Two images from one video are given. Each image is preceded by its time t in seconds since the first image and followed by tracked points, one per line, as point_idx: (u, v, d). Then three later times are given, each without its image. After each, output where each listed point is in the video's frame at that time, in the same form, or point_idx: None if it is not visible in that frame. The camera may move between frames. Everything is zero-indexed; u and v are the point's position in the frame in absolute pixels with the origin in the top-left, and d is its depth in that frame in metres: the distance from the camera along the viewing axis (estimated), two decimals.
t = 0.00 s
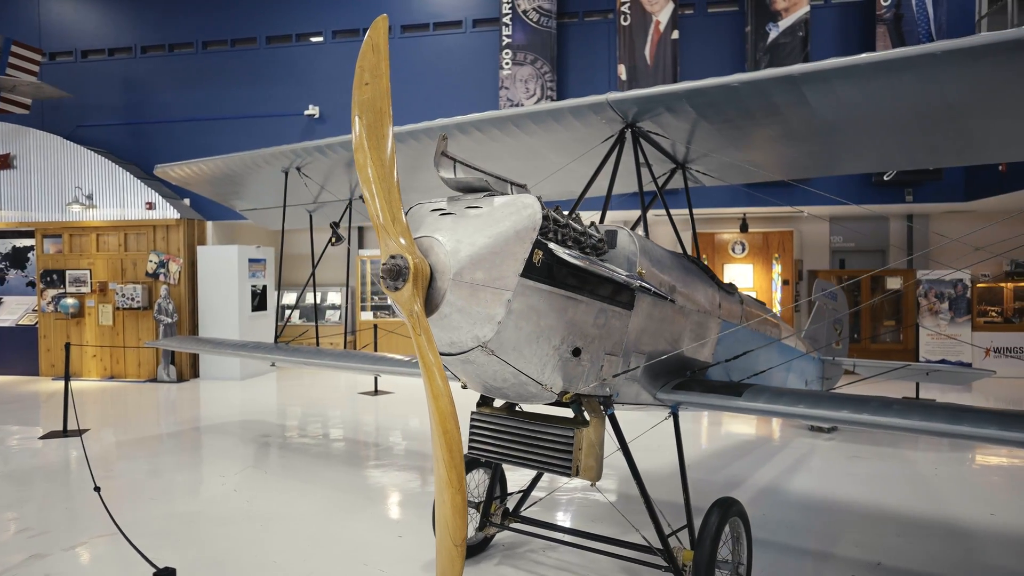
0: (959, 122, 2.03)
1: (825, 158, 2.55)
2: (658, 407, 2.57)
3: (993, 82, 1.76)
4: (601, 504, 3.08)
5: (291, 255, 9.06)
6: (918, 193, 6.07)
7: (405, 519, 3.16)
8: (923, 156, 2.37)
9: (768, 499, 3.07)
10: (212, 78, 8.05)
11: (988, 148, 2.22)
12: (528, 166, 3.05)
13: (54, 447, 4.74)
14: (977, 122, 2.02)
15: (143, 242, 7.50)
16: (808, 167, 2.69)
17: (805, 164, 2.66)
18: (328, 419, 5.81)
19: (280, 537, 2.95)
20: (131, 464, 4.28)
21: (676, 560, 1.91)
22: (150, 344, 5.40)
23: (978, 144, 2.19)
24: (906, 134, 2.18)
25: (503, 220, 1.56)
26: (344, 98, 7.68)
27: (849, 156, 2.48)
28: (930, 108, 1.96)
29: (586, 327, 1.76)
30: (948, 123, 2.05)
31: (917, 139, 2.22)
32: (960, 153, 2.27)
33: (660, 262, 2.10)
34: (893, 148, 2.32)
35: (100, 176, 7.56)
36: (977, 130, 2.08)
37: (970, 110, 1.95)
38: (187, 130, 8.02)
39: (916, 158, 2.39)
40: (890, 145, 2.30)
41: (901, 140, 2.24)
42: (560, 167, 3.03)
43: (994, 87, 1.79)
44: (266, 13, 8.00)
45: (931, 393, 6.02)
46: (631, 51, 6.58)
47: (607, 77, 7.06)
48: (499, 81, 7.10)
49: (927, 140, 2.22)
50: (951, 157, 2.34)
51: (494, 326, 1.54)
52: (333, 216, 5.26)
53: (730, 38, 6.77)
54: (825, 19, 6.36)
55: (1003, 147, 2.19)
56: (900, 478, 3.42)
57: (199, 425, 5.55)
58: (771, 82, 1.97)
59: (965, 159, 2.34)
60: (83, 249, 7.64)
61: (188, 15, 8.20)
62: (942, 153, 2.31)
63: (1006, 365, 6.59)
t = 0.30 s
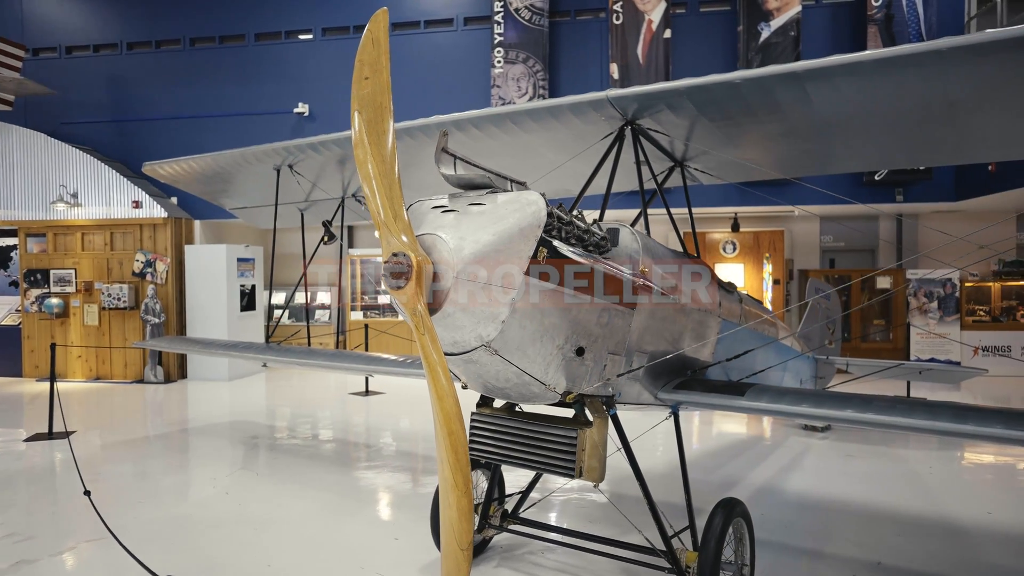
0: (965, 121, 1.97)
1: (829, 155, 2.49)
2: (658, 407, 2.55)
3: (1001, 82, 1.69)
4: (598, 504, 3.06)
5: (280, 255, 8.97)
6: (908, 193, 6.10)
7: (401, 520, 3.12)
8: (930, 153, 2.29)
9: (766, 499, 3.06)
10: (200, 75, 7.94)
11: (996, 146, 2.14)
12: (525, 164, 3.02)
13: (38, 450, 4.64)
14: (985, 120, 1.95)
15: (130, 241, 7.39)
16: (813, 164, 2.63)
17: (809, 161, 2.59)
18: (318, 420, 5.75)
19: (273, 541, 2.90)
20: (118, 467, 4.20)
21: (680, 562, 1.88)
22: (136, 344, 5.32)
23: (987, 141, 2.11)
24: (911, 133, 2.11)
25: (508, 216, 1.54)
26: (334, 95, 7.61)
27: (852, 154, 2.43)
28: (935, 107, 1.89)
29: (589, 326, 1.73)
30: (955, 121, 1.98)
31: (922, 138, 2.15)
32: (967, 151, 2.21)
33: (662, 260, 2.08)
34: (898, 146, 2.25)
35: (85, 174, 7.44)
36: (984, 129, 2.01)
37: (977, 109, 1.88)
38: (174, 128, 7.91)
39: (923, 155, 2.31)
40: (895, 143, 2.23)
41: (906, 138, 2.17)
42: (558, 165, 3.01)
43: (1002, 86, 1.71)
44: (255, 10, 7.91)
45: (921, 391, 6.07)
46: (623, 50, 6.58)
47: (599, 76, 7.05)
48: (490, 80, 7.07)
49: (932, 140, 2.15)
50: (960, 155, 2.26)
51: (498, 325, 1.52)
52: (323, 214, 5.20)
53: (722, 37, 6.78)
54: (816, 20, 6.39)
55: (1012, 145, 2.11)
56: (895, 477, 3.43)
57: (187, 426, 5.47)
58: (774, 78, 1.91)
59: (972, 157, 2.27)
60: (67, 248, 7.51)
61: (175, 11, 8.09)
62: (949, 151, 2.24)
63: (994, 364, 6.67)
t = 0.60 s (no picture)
0: (963, 120, 1.96)
1: (825, 156, 2.48)
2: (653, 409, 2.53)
3: (1002, 81, 1.69)
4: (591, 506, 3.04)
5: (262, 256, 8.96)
6: (893, 194, 6.16)
7: (392, 524, 3.08)
8: (926, 153, 2.29)
9: (759, 500, 3.06)
10: (182, 72, 7.81)
11: (991, 146, 2.15)
12: (519, 163, 2.99)
13: (15, 454, 4.52)
14: (983, 120, 1.94)
15: (110, 240, 7.24)
16: (809, 164, 2.62)
17: (804, 162, 2.59)
18: (302, 421, 5.68)
19: (262, 547, 2.84)
20: (98, 472, 4.10)
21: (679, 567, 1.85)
22: (117, 346, 5.20)
23: (983, 141, 2.12)
24: (908, 133, 2.11)
25: (509, 216, 1.51)
26: (319, 93, 7.52)
27: (847, 156, 2.42)
28: (934, 107, 1.89)
29: (589, 328, 1.70)
30: (952, 121, 1.97)
31: (918, 138, 2.15)
32: (960, 151, 2.21)
33: (660, 260, 2.06)
34: (895, 146, 2.25)
35: (64, 172, 7.27)
36: (979, 130, 2.02)
37: (975, 109, 1.87)
38: (155, 125, 7.77)
39: (918, 155, 2.31)
40: (892, 143, 2.23)
41: (903, 138, 2.16)
42: (552, 165, 2.98)
43: (1002, 85, 1.71)
44: (238, 6, 7.78)
45: (906, 391, 6.14)
46: (611, 49, 6.58)
47: (587, 76, 7.04)
48: (478, 79, 7.02)
49: (928, 140, 2.15)
50: (955, 154, 2.27)
51: (498, 327, 1.48)
52: (309, 214, 5.13)
53: (709, 38, 6.80)
54: (802, 21, 6.44)
55: (1008, 144, 2.12)
56: (885, 477, 3.45)
57: (169, 429, 5.37)
58: (774, 78, 1.90)
59: (965, 157, 2.28)
60: (45, 248, 7.34)
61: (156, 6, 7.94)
62: (945, 151, 2.24)
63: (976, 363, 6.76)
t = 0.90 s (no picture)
0: (960, 120, 1.96)
1: (821, 157, 2.47)
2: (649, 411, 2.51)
3: (1001, 82, 1.69)
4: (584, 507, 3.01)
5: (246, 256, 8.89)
6: (879, 195, 6.21)
7: (384, 528, 3.03)
8: (921, 153, 2.29)
9: (753, 501, 3.06)
10: (164, 69, 7.67)
11: (988, 145, 2.15)
12: (513, 163, 2.96)
13: None
14: (980, 120, 1.94)
15: (90, 240, 7.10)
16: (804, 166, 2.61)
17: (799, 163, 2.58)
18: (288, 423, 5.61)
19: (250, 553, 2.78)
20: (79, 477, 4.01)
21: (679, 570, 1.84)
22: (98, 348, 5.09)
23: (979, 141, 2.12)
24: (905, 132, 2.11)
25: (510, 215, 1.48)
26: (305, 91, 7.43)
27: (842, 157, 2.42)
28: (931, 107, 1.88)
29: (589, 330, 1.68)
30: (950, 121, 1.97)
31: (913, 138, 2.15)
32: (954, 151, 2.22)
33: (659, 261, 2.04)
34: (890, 146, 2.24)
35: (43, 170, 7.11)
36: (975, 130, 2.02)
37: (973, 109, 1.87)
38: (137, 123, 7.63)
39: (915, 155, 2.31)
40: (888, 143, 2.22)
41: (899, 137, 2.16)
42: (546, 164, 2.95)
43: (1001, 86, 1.71)
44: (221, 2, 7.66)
45: (891, 390, 6.21)
46: (600, 48, 6.57)
47: (575, 76, 7.03)
48: (465, 78, 6.98)
49: (923, 140, 2.15)
50: (951, 155, 2.27)
51: (499, 329, 1.46)
52: (295, 213, 5.06)
53: (697, 39, 6.82)
54: (789, 23, 6.49)
55: (1004, 144, 2.12)
56: (876, 477, 3.47)
57: (151, 432, 5.27)
58: (773, 77, 1.88)
59: (960, 158, 2.28)
60: (23, 248, 7.18)
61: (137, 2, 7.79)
62: (940, 150, 2.24)
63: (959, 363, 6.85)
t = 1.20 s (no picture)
0: (958, 120, 1.97)
1: (817, 158, 2.47)
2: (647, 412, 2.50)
3: (1001, 81, 1.69)
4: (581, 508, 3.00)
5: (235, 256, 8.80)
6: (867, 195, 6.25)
7: (379, 531, 2.99)
8: (917, 153, 2.30)
9: (749, 501, 3.05)
10: (149, 67, 7.57)
11: (983, 145, 2.16)
12: (510, 162, 2.93)
13: None
14: (976, 120, 1.95)
15: (73, 240, 6.98)
16: (800, 167, 2.62)
17: (796, 164, 2.58)
18: (275, 425, 5.55)
19: (241, 558, 2.73)
20: (62, 481, 3.92)
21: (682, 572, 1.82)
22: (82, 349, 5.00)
23: (975, 142, 2.13)
24: (902, 132, 2.11)
25: (515, 214, 1.45)
26: (294, 90, 7.35)
27: (839, 157, 2.42)
28: (930, 107, 1.89)
29: (592, 331, 1.66)
30: (947, 121, 1.98)
31: (910, 138, 2.16)
32: (950, 151, 2.23)
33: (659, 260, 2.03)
34: (888, 146, 2.25)
35: (24, 169, 6.97)
36: (972, 130, 2.03)
37: (971, 110, 1.88)
38: (122, 121, 7.52)
39: (911, 155, 2.31)
40: (885, 143, 2.23)
41: (896, 138, 2.16)
42: (543, 164, 2.93)
43: (1000, 86, 1.71)
44: None
45: (879, 390, 6.26)
46: (590, 48, 6.56)
47: (566, 77, 7.03)
48: (456, 77, 6.94)
49: (920, 140, 2.16)
50: (946, 155, 2.28)
51: (503, 330, 1.44)
52: (284, 213, 5.00)
53: (687, 40, 6.85)
54: (779, 25, 6.53)
55: (1000, 145, 2.13)
56: (869, 477, 3.48)
57: (136, 435, 5.18)
58: (774, 77, 1.88)
59: (955, 158, 2.29)
60: (4, 248, 7.03)
61: None
62: (937, 150, 2.25)
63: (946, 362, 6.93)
